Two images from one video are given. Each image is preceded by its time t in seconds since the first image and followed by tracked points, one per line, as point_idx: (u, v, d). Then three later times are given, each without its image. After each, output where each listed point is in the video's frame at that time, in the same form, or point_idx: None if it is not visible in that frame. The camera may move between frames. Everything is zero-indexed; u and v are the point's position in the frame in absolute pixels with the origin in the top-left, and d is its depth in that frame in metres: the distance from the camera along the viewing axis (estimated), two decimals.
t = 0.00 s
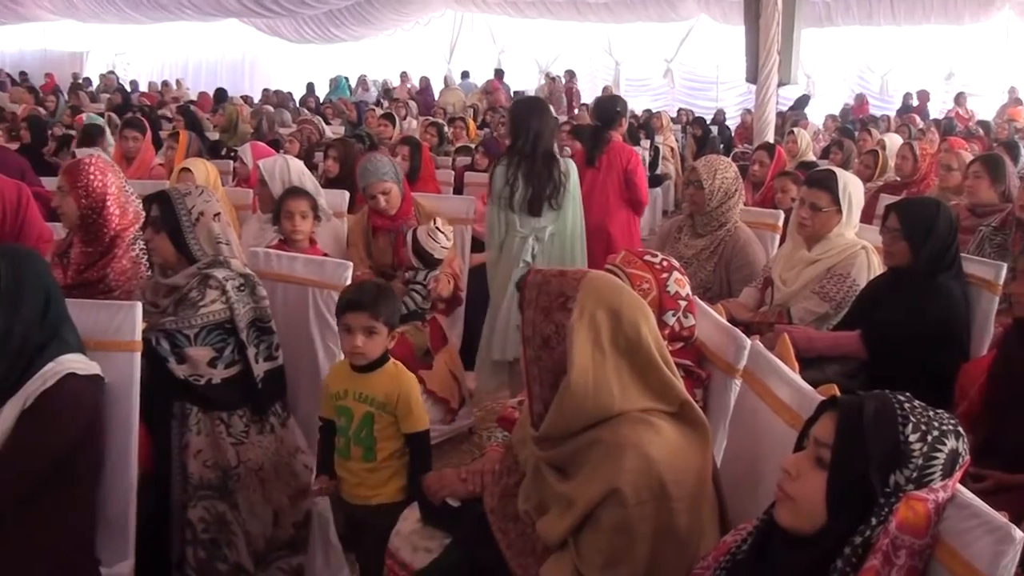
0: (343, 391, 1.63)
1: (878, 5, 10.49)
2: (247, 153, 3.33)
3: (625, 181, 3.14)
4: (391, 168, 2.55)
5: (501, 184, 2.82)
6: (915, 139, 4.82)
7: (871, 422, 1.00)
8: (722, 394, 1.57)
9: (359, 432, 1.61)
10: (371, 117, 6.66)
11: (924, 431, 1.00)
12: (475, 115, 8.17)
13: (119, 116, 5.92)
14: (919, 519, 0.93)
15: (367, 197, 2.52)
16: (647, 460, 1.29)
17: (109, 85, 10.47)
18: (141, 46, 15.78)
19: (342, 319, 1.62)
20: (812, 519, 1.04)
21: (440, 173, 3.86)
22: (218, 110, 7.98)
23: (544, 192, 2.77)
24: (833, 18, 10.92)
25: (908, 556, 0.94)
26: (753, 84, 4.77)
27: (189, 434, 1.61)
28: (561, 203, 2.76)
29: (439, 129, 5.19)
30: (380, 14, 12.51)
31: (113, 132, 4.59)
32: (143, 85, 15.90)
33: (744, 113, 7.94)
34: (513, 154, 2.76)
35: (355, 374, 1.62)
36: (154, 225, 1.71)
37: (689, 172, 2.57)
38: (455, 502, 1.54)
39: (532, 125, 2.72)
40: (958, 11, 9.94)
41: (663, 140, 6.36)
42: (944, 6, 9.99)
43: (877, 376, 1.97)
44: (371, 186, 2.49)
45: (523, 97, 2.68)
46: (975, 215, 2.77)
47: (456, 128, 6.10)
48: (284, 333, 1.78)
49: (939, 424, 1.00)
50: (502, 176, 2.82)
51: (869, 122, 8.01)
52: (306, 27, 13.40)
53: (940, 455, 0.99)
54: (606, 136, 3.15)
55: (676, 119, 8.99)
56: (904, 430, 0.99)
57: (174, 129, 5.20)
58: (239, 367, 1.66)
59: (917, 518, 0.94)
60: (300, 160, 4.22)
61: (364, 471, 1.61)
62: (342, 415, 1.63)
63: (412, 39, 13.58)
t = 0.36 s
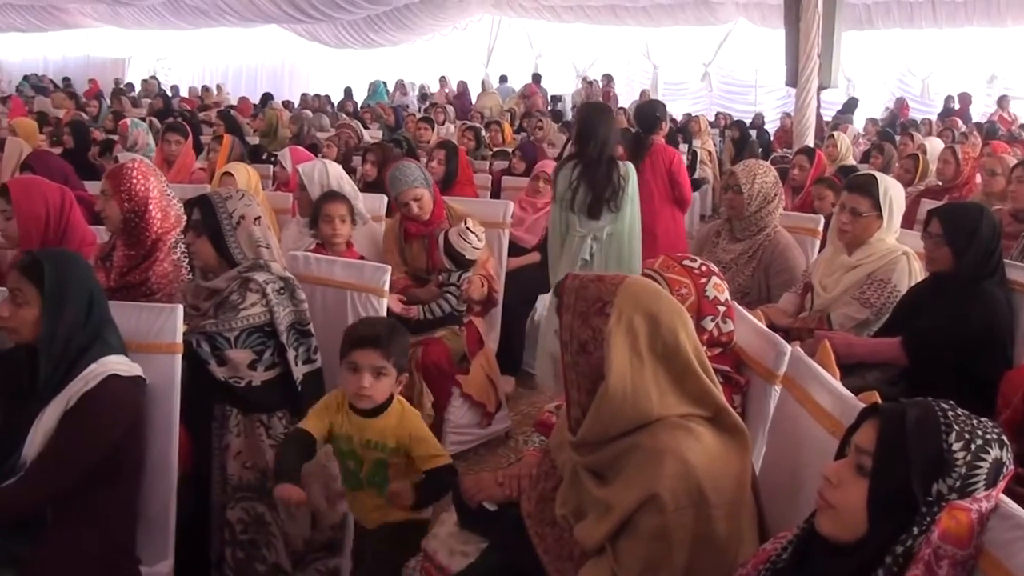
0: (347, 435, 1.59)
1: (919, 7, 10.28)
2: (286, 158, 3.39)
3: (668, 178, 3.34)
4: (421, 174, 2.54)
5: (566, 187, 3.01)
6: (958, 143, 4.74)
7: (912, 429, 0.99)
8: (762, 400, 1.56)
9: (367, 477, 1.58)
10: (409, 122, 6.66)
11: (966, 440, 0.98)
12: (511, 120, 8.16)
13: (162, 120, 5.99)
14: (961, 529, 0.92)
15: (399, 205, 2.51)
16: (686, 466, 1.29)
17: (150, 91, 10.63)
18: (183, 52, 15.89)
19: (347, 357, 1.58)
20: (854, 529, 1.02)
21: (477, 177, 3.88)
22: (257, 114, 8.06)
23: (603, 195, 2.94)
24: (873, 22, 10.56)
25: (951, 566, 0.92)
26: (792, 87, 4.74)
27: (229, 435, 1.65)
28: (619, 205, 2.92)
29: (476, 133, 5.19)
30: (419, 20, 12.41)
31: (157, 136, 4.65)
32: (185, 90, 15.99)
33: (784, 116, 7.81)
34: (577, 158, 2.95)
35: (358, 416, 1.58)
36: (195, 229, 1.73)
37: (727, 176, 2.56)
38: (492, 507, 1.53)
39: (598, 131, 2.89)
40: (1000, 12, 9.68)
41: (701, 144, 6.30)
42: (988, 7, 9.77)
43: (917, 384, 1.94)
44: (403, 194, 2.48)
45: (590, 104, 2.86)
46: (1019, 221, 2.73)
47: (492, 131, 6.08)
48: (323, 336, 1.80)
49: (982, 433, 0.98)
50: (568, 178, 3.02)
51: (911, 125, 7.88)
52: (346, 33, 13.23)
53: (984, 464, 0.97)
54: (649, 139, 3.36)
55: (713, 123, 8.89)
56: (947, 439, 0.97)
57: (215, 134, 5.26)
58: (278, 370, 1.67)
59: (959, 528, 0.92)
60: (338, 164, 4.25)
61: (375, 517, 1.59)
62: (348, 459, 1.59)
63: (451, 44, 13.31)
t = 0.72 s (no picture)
0: (354, 448, 1.45)
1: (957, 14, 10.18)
2: (320, 164, 3.44)
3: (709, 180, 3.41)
4: (444, 182, 2.51)
5: (613, 189, 3.09)
6: (997, 150, 4.67)
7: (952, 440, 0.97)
8: (797, 411, 1.55)
9: (379, 495, 1.43)
10: (443, 129, 6.66)
11: (1006, 454, 0.97)
12: (544, 127, 8.13)
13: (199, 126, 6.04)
14: (1000, 541, 0.89)
15: (424, 214, 2.48)
16: (720, 474, 1.28)
17: (186, 98, 10.72)
18: (218, 60, 15.63)
19: (360, 361, 1.44)
20: (889, 541, 1.00)
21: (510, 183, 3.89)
22: (291, 120, 8.09)
23: (647, 199, 3.01)
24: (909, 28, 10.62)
25: None
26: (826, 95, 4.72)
27: (263, 440, 1.66)
28: (661, 208, 2.98)
29: (509, 140, 5.20)
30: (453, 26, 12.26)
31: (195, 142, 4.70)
32: (222, 97, 15.61)
33: (819, 123, 7.73)
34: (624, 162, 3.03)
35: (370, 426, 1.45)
36: (232, 235, 1.76)
37: (763, 183, 2.55)
38: (524, 513, 1.55)
39: (644, 136, 2.96)
40: None
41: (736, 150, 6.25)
42: None
43: (957, 394, 1.89)
44: (428, 203, 2.45)
45: (637, 111, 2.93)
46: None
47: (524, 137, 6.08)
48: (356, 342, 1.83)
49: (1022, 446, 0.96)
50: (615, 181, 3.10)
51: (949, 131, 7.75)
52: (378, 39, 12.94)
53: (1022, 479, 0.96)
54: (687, 142, 3.41)
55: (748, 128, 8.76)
56: (986, 451, 0.96)
57: (252, 140, 5.30)
58: (313, 375, 1.68)
59: (998, 540, 0.89)
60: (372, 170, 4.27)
61: (383, 540, 1.44)
62: (355, 476, 1.43)
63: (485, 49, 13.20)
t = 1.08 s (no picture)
0: (314, 508, 1.46)
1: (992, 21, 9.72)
2: (354, 172, 3.49)
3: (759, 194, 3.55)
4: (474, 191, 2.51)
5: (648, 193, 3.16)
6: None
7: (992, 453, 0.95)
8: (833, 422, 1.54)
9: (346, 556, 1.47)
10: (475, 139, 6.63)
11: None
12: (576, 135, 8.10)
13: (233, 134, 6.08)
14: None
15: (454, 223, 2.48)
16: (757, 487, 1.27)
17: (221, 107, 10.83)
18: (252, 70, 15.42)
19: (319, 418, 1.44)
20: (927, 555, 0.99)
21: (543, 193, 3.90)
22: (324, 129, 8.13)
23: (681, 201, 3.07)
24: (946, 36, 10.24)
25: None
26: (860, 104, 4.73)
27: (297, 447, 1.67)
28: (696, 209, 3.04)
29: (541, 149, 5.22)
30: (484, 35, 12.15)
31: (230, 150, 4.75)
32: (257, 106, 15.38)
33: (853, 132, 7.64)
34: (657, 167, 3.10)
35: (330, 483, 1.47)
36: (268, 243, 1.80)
37: (798, 193, 2.53)
38: (557, 523, 1.56)
39: (676, 141, 3.03)
40: None
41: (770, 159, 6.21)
42: None
43: (994, 407, 1.86)
44: (457, 212, 2.46)
45: (669, 118, 3.00)
46: None
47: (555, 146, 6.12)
48: (391, 350, 1.85)
49: None
50: (648, 186, 3.17)
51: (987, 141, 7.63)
52: (412, 50, 12.91)
53: None
54: (740, 157, 3.57)
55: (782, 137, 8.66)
56: None
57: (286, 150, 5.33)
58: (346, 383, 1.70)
59: None
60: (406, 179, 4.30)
61: None
62: (318, 537, 1.45)
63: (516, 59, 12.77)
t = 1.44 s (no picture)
0: (282, 553, 1.34)
1: None
2: (388, 176, 3.54)
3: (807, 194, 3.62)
4: (507, 195, 2.48)
5: (695, 199, 3.26)
6: None
7: None
8: (869, 429, 1.52)
9: None
10: (509, 143, 6.62)
11: None
12: (608, 139, 8.05)
13: (268, 138, 6.13)
14: None
15: (487, 227, 2.47)
16: (792, 495, 1.26)
17: (256, 111, 10.95)
18: (286, 74, 15.52)
19: (274, 468, 1.31)
20: (967, 566, 0.98)
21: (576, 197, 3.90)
22: (357, 133, 8.17)
23: (726, 205, 3.17)
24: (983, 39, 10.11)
25: None
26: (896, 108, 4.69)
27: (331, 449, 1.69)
28: (741, 213, 3.14)
29: (573, 153, 5.23)
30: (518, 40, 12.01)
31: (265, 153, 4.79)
32: (290, 110, 15.52)
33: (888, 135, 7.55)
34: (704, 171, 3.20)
35: (297, 528, 1.34)
36: (302, 246, 1.82)
37: (833, 198, 2.51)
38: (589, 528, 1.55)
39: (722, 147, 3.13)
40: None
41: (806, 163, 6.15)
42: None
43: None
44: (489, 216, 2.43)
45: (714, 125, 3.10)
46: None
47: (587, 149, 6.13)
48: (423, 352, 1.86)
49: None
50: (696, 191, 3.26)
51: None
52: (446, 55, 12.69)
53: None
54: (789, 158, 3.66)
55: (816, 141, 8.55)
56: None
57: (320, 154, 5.36)
58: (379, 386, 1.71)
59: None
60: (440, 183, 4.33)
61: None
62: None
63: (548, 63, 12.60)
